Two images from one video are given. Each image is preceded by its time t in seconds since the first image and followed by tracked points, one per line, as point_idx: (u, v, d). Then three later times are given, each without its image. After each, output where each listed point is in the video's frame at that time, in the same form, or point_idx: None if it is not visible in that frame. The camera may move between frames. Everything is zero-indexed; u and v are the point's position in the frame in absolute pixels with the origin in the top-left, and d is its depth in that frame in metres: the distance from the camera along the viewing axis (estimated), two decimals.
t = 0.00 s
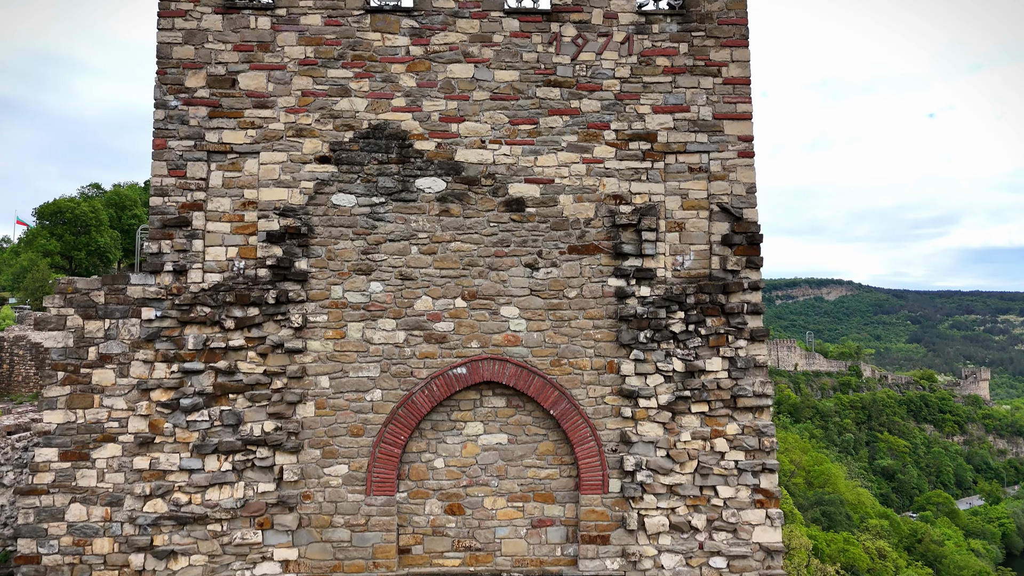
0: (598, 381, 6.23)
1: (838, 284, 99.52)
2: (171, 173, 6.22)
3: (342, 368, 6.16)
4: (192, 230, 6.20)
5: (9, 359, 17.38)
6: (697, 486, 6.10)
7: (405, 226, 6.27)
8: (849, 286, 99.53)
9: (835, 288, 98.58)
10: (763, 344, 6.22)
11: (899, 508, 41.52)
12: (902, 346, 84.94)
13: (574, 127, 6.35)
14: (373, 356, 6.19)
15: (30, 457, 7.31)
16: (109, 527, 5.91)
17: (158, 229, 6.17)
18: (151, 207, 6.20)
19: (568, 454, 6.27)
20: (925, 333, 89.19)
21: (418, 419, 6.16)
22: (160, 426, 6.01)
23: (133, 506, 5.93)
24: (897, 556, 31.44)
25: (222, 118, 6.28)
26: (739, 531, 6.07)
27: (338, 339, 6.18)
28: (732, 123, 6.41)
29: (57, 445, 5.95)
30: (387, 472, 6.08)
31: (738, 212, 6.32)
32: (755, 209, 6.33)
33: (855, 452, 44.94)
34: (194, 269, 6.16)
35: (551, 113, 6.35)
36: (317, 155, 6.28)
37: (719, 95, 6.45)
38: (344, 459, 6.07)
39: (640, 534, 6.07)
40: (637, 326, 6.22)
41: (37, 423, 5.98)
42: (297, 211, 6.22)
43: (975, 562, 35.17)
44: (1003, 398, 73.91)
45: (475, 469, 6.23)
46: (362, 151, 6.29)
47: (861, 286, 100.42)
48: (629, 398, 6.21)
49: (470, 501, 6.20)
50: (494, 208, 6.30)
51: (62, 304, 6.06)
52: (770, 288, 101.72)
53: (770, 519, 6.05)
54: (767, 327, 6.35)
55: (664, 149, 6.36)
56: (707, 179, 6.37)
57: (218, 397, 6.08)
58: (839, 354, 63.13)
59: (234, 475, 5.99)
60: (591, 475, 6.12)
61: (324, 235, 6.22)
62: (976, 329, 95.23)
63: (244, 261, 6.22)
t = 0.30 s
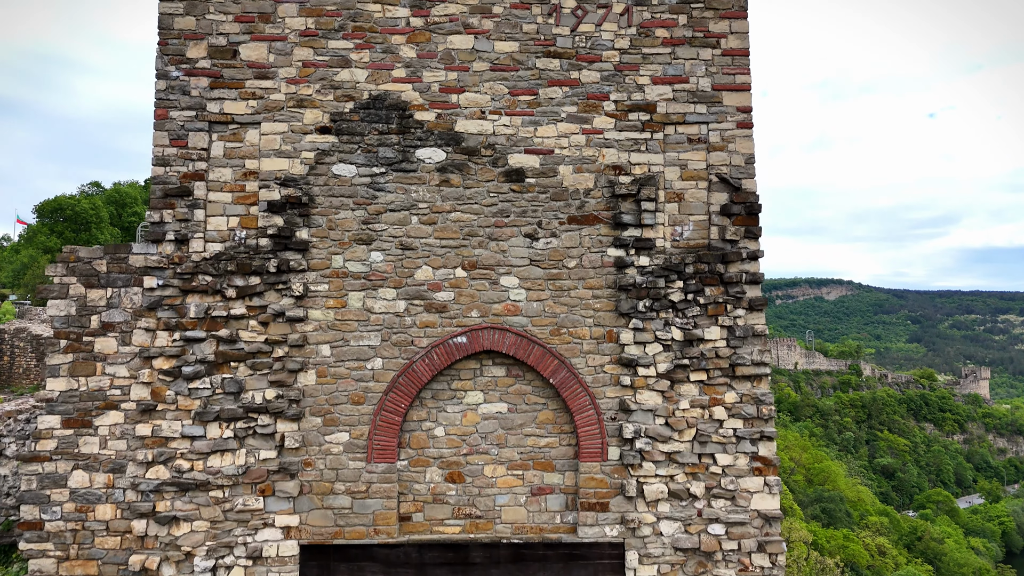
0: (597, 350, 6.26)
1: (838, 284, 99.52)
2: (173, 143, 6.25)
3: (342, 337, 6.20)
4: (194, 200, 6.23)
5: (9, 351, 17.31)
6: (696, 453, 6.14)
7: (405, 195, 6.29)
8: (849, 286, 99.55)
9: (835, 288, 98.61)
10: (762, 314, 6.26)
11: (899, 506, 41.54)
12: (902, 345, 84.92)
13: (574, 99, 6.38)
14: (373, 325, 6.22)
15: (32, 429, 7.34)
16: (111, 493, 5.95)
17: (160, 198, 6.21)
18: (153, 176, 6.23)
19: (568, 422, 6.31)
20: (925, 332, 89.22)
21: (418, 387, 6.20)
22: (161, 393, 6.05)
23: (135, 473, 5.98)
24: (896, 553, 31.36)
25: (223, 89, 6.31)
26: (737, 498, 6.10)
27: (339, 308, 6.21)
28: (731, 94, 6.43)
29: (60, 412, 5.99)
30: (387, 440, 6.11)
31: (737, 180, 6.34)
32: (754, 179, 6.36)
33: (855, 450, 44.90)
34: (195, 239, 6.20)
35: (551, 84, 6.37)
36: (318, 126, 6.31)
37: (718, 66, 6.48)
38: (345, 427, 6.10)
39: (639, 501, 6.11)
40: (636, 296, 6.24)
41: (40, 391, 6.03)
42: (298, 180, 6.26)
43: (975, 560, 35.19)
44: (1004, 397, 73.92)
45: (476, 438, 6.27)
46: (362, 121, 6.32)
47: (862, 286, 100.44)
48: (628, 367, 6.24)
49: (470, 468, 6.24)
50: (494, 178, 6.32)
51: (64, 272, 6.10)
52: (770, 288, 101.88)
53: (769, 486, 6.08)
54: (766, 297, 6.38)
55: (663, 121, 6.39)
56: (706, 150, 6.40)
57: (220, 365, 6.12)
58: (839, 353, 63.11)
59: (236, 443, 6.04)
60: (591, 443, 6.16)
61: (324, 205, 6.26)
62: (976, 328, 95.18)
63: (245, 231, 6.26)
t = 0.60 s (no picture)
0: (598, 320, 6.30)
1: (838, 284, 99.53)
2: (176, 114, 6.28)
3: (345, 306, 6.24)
4: (197, 170, 6.27)
5: (10, 343, 17.30)
6: (696, 422, 6.18)
7: (407, 166, 6.33)
8: (849, 286, 99.64)
9: (835, 288, 98.65)
10: (761, 284, 6.30)
11: (900, 504, 41.60)
12: (902, 345, 84.97)
13: (574, 70, 6.41)
14: (376, 295, 6.26)
15: (37, 401, 7.42)
16: (115, 460, 6.00)
17: (163, 168, 6.25)
18: (156, 147, 6.27)
19: (568, 392, 6.35)
20: (925, 332, 89.18)
21: (420, 356, 6.24)
22: (165, 361, 6.09)
23: (139, 440, 6.02)
24: (896, 550, 31.30)
25: (226, 61, 6.35)
26: (736, 466, 6.15)
27: (342, 279, 6.25)
28: (731, 66, 6.47)
29: (64, 380, 6.04)
30: (389, 408, 6.15)
31: (736, 151, 6.38)
32: (754, 150, 6.40)
33: (855, 448, 44.89)
34: (198, 209, 6.24)
35: (551, 55, 6.41)
36: (320, 97, 6.34)
37: (718, 38, 6.51)
38: (348, 395, 6.15)
39: (638, 469, 6.16)
40: (636, 266, 6.29)
41: (44, 359, 6.08)
42: (300, 151, 6.29)
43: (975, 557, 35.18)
44: (1004, 396, 73.98)
45: (477, 407, 6.32)
46: (364, 92, 6.35)
47: (861, 286, 100.52)
48: (628, 336, 6.29)
49: (472, 437, 6.28)
50: (495, 149, 6.36)
51: (69, 242, 6.15)
52: (770, 287, 101.96)
53: (768, 454, 6.13)
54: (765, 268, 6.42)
55: (663, 92, 6.42)
56: (706, 122, 6.44)
57: (223, 334, 6.16)
58: (839, 353, 63.17)
59: (239, 410, 6.08)
60: (592, 412, 6.20)
61: (326, 175, 6.29)
62: (976, 328, 95.20)
63: (248, 201, 6.30)
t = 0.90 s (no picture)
0: (599, 291, 6.33)
1: (838, 284, 99.50)
2: (179, 86, 6.31)
3: (348, 278, 6.27)
4: (200, 141, 6.30)
5: (12, 336, 17.19)
6: (697, 391, 6.21)
7: (409, 137, 6.36)
8: (849, 286, 99.67)
9: (835, 288, 98.75)
10: (762, 255, 6.33)
11: (900, 503, 41.57)
12: (903, 344, 84.99)
13: (576, 42, 6.44)
14: (378, 266, 6.29)
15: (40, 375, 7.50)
16: (120, 429, 6.03)
17: (167, 139, 6.28)
18: (159, 119, 6.30)
19: (569, 362, 6.39)
20: (925, 331, 89.19)
21: (423, 326, 6.27)
22: (169, 330, 6.12)
23: (143, 409, 6.06)
24: (897, 547, 31.27)
25: (229, 32, 6.37)
26: (737, 435, 6.18)
27: (345, 250, 6.28)
28: (732, 38, 6.49)
29: (69, 349, 6.08)
30: (392, 378, 6.19)
31: (737, 123, 6.40)
32: (755, 122, 6.42)
33: (855, 447, 44.90)
34: (202, 179, 6.27)
35: (553, 28, 6.45)
36: (323, 69, 6.36)
37: (719, 11, 6.53)
38: (350, 364, 6.18)
39: (640, 438, 6.19)
40: (638, 237, 6.31)
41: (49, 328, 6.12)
42: (303, 122, 6.31)
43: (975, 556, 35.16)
44: (1004, 395, 73.91)
45: (479, 377, 6.34)
46: (366, 64, 6.37)
47: (862, 286, 100.52)
48: (630, 307, 6.31)
49: (474, 407, 6.31)
50: (497, 121, 6.39)
51: (73, 213, 6.18)
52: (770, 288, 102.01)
53: (769, 423, 6.16)
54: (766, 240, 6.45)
55: (665, 64, 6.44)
56: (708, 93, 6.46)
57: (226, 304, 6.20)
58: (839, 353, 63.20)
59: (243, 379, 6.11)
60: (593, 381, 6.23)
61: (330, 146, 6.32)
62: (976, 328, 95.16)
63: (251, 172, 6.33)
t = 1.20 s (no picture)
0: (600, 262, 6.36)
1: (838, 284, 99.53)
2: (183, 57, 6.33)
3: (350, 248, 6.30)
4: (204, 112, 6.33)
5: (12, 328, 16.98)
6: (698, 361, 6.25)
7: (412, 109, 6.38)
8: (849, 286, 99.68)
9: (835, 287, 98.77)
10: (762, 226, 6.36)
11: (900, 502, 41.54)
12: (903, 344, 85.05)
13: (577, 15, 6.46)
14: (380, 236, 6.32)
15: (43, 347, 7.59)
16: (124, 397, 6.08)
17: (171, 110, 6.31)
18: (163, 90, 6.33)
19: (571, 333, 6.42)
20: (925, 331, 89.21)
21: (425, 297, 6.30)
22: (173, 300, 6.16)
23: (148, 377, 6.11)
24: (896, 545, 31.31)
25: (232, 5, 6.39)
26: (738, 404, 6.22)
27: (347, 220, 6.30)
28: (733, 11, 6.51)
29: (73, 318, 6.11)
30: (395, 347, 6.22)
31: (738, 95, 6.43)
32: (755, 94, 6.45)
33: (855, 446, 44.94)
34: (205, 150, 6.30)
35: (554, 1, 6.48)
36: (326, 41, 6.39)
37: None
38: (353, 334, 6.21)
39: (641, 408, 6.23)
40: (639, 208, 6.34)
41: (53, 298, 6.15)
42: (306, 94, 6.34)
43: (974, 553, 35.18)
44: (1004, 395, 73.86)
45: (481, 347, 6.38)
46: (369, 36, 6.40)
47: (862, 286, 100.53)
48: (631, 278, 6.34)
49: (477, 377, 6.34)
50: (499, 92, 6.42)
51: (77, 182, 6.21)
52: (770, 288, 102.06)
53: (769, 393, 6.20)
54: (767, 211, 6.47)
55: (666, 36, 6.47)
56: (709, 66, 6.49)
57: (230, 274, 6.23)
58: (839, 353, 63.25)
59: (246, 348, 6.15)
60: (594, 350, 6.27)
61: (332, 117, 6.34)
62: (976, 328, 95.15)
63: (254, 144, 6.36)
